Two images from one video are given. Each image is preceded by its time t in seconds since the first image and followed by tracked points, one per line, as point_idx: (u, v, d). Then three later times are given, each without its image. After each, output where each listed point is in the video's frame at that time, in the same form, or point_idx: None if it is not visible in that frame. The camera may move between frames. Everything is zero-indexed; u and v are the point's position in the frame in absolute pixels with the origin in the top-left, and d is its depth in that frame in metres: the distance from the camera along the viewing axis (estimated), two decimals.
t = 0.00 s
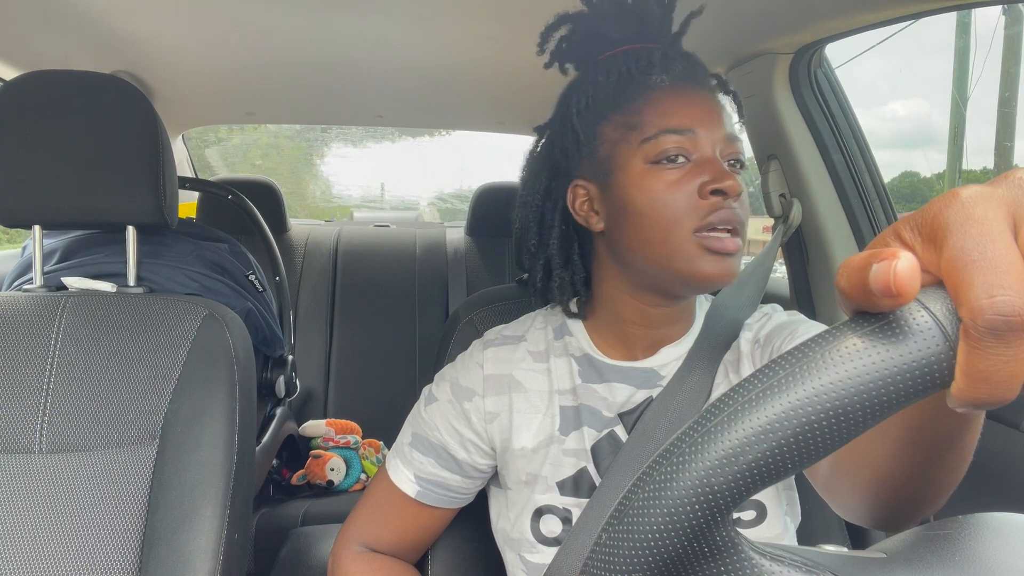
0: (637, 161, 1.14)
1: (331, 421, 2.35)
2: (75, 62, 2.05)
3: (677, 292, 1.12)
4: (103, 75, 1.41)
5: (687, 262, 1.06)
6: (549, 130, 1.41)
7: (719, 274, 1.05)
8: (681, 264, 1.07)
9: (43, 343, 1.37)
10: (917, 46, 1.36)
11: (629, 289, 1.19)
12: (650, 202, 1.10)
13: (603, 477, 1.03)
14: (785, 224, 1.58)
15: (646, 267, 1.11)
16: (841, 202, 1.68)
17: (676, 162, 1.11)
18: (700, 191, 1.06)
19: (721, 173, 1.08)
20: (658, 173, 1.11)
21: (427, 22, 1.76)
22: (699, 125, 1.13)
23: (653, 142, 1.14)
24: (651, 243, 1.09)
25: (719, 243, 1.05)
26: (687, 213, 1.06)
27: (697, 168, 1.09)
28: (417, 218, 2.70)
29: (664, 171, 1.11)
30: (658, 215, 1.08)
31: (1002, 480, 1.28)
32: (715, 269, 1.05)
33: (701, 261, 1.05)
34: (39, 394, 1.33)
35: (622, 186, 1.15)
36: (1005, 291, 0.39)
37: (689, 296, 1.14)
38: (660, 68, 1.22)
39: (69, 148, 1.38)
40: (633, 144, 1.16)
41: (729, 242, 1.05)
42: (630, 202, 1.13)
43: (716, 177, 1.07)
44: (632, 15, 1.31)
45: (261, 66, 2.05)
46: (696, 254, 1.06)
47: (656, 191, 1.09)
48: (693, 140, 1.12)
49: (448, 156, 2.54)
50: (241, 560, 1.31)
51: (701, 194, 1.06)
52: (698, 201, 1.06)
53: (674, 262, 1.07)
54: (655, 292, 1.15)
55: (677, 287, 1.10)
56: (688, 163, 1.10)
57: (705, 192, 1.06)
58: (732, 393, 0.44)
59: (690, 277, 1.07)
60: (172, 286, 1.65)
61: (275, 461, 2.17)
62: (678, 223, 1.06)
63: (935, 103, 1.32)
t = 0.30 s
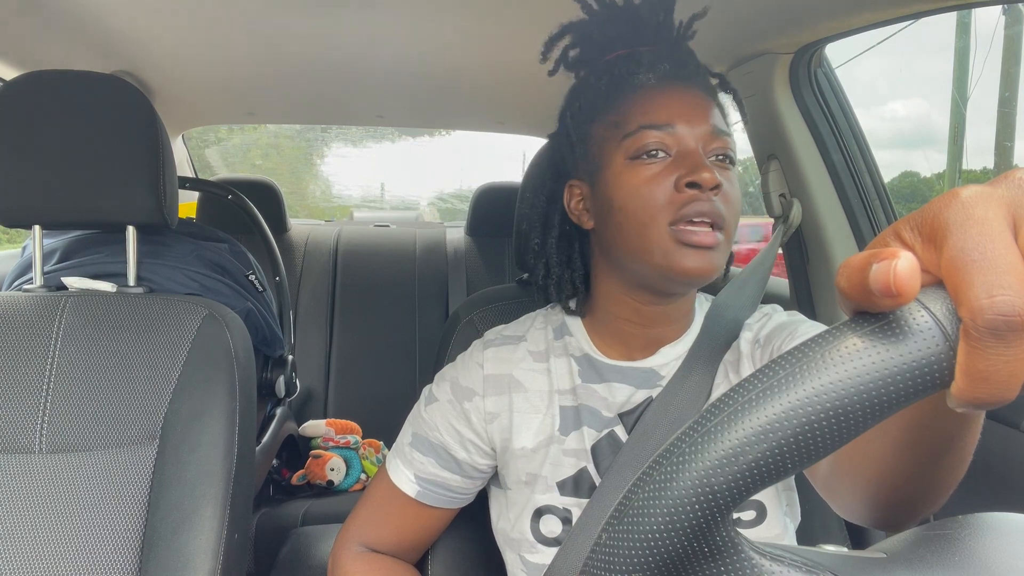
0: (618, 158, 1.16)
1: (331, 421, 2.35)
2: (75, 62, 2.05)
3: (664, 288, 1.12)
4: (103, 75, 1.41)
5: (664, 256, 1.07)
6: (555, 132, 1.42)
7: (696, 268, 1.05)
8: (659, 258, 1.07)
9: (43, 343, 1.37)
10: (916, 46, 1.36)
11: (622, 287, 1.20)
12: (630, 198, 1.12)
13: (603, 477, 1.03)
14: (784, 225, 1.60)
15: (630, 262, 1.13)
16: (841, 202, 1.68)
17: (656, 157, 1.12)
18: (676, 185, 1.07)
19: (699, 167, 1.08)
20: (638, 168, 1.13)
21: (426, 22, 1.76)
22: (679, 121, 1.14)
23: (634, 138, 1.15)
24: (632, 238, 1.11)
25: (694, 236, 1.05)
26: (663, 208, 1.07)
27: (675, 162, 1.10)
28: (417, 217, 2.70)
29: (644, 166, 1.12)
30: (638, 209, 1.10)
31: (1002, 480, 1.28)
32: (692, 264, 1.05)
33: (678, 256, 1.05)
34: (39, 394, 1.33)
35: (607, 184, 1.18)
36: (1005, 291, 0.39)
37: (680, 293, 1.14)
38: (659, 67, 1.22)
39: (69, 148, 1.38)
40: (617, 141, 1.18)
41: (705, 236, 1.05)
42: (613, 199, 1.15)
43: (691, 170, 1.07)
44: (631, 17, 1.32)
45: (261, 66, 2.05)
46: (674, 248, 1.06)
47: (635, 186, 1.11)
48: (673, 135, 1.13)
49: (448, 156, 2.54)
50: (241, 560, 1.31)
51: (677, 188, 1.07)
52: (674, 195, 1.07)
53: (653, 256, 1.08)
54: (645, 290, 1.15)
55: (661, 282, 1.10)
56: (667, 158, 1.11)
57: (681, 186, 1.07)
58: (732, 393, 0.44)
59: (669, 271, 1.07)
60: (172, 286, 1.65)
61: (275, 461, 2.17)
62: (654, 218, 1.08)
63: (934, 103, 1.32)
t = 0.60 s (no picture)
0: (591, 156, 1.21)
1: (331, 421, 2.35)
2: (75, 62, 2.05)
3: (641, 282, 1.14)
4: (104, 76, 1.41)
5: (625, 246, 1.10)
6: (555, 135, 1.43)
7: (653, 257, 1.07)
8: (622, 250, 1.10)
9: (43, 343, 1.37)
10: (916, 46, 1.36)
11: (613, 286, 1.21)
12: (598, 193, 1.16)
13: (602, 477, 1.03)
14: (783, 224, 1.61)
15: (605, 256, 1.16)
16: (841, 202, 1.68)
17: (622, 151, 1.16)
18: (634, 178, 1.11)
19: (658, 159, 1.11)
20: (605, 164, 1.17)
21: (426, 22, 1.75)
22: (645, 116, 1.18)
23: (604, 136, 1.20)
24: (602, 232, 1.14)
25: (648, 225, 1.07)
26: (623, 200, 1.11)
27: (638, 156, 1.14)
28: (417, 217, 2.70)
29: (612, 161, 1.17)
30: (603, 203, 1.14)
31: (1001, 480, 1.28)
32: (650, 253, 1.07)
33: (637, 245, 1.08)
34: (39, 394, 1.33)
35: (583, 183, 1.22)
36: (1005, 291, 0.39)
37: (661, 288, 1.15)
38: (658, 69, 1.23)
39: (70, 149, 1.38)
40: (592, 140, 1.23)
41: (662, 225, 1.07)
42: (586, 196, 1.20)
43: (649, 162, 1.11)
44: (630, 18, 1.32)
45: (261, 66, 2.05)
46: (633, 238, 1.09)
47: (602, 182, 1.16)
48: (638, 131, 1.17)
49: (448, 156, 2.54)
50: (241, 560, 1.31)
51: (634, 180, 1.11)
52: (631, 187, 1.11)
53: (617, 248, 1.11)
54: (630, 287, 1.17)
55: (633, 275, 1.13)
56: (632, 151, 1.15)
57: (639, 178, 1.10)
58: (733, 393, 0.44)
59: (634, 262, 1.09)
60: (172, 286, 1.65)
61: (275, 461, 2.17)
62: (615, 210, 1.12)
63: (934, 103, 1.32)
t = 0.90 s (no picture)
0: (591, 157, 1.21)
1: (331, 421, 2.35)
2: (75, 62, 2.05)
3: (642, 283, 1.14)
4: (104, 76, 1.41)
5: (627, 247, 1.09)
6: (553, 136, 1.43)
7: (656, 257, 1.07)
8: (624, 251, 1.10)
9: (43, 343, 1.37)
10: (916, 46, 1.36)
11: (612, 287, 1.21)
12: (598, 194, 1.16)
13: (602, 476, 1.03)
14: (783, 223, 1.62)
15: (605, 258, 1.16)
16: (841, 202, 1.68)
17: (622, 153, 1.16)
18: (635, 179, 1.11)
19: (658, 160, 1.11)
20: (606, 166, 1.17)
21: (426, 22, 1.76)
22: (646, 117, 1.18)
23: (604, 137, 1.20)
24: (603, 233, 1.14)
25: (651, 225, 1.07)
26: (624, 201, 1.11)
27: (639, 158, 1.14)
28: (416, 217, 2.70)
29: (612, 163, 1.16)
30: (604, 204, 1.14)
31: (1001, 480, 1.28)
32: (653, 253, 1.07)
33: (639, 246, 1.08)
34: (39, 394, 1.33)
35: (583, 184, 1.22)
36: (1005, 291, 0.39)
37: (661, 288, 1.15)
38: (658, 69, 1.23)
39: (70, 149, 1.38)
40: (592, 141, 1.23)
41: (664, 226, 1.07)
42: (586, 198, 1.20)
43: (650, 164, 1.11)
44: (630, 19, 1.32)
45: (261, 66, 2.05)
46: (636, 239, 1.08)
47: (602, 184, 1.15)
48: (638, 132, 1.17)
49: (448, 156, 2.54)
50: (241, 560, 1.31)
51: (635, 182, 1.10)
52: (632, 188, 1.11)
53: (619, 250, 1.11)
54: (630, 288, 1.17)
55: (634, 276, 1.12)
56: (632, 153, 1.15)
57: (640, 180, 1.10)
58: (732, 393, 0.44)
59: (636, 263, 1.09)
60: (172, 286, 1.65)
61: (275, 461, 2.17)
62: (616, 211, 1.12)
63: (934, 103, 1.32)
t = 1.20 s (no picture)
0: (597, 158, 1.20)
1: (331, 421, 2.35)
2: (74, 62, 2.05)
3: (648, 283, 1.14)
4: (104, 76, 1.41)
5: (636, 248, 1.09)
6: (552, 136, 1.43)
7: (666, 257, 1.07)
8: (632, 251, 1.10)
9: (43, 343, 1.37)
10: (916, 46, 1.36)
11: (614, 287, 1.21)
12: (606, 195, 1.15)
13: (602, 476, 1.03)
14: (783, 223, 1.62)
15: (611, 258, 1.16)
16: (840, 202, 1.68)
17: (630, 153, 1.16)
18: (644, 180, 1.10)
19: (668, 161, 1.11)
20: (612, 166, 1.16)
21: (426, 22, 1.76)
22: (651, 117, 1.17)
23: (610, 138, 1.19)
24: (610, 234, 1.14)
25: (663, 225, 1.06)
26: (634, 202, 1.10)
27: (647, 159, 1.14)
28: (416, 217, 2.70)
29: (619, 164, 1.16)
30: (613, 205, 1.14)
31: (1001, 480, 1.28)
32: (664, 253, 1.07)
33: (649, 246, 1.07)
34: (39, 394, 1.33)
35: (587, 184, 1.22)
36: (1005, 291, 0.39)
37: (667, 288, 1.15)
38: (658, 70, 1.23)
39: (69, 149, 1.38)
40: (596, 142, 1.22)
41: (674, 224, 1.06)
42: (592, 198, 1.19)
43: (659, 165, 1.11)
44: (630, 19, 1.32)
45: (260, 66, 2.05)
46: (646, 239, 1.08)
47: (610, 185, 1.15)
48: (645, 132, 1.17)
49: (447, 157, 2.54)
50: (240, 560, 1.31)
51: (645, 183, 1.10)
52: (643, 189, 1.10)
53: (628, 250, 1.10)
54: (634, 288, 1.17)
55: (641, 276, 1.12)
56: (640, 154, 1.15)
57: (649, 181, 1.10)
58: (732, 393, 0.44)
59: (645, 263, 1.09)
60: (172, 286, 1.65)
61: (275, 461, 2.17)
62: (625, 212, 1.11)
63: (934, 103, 1.32)
